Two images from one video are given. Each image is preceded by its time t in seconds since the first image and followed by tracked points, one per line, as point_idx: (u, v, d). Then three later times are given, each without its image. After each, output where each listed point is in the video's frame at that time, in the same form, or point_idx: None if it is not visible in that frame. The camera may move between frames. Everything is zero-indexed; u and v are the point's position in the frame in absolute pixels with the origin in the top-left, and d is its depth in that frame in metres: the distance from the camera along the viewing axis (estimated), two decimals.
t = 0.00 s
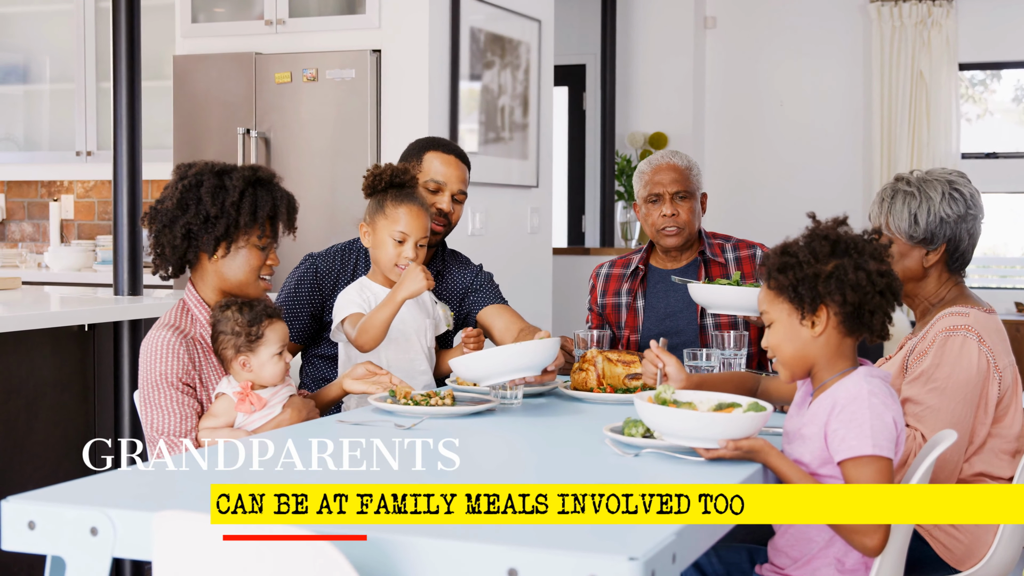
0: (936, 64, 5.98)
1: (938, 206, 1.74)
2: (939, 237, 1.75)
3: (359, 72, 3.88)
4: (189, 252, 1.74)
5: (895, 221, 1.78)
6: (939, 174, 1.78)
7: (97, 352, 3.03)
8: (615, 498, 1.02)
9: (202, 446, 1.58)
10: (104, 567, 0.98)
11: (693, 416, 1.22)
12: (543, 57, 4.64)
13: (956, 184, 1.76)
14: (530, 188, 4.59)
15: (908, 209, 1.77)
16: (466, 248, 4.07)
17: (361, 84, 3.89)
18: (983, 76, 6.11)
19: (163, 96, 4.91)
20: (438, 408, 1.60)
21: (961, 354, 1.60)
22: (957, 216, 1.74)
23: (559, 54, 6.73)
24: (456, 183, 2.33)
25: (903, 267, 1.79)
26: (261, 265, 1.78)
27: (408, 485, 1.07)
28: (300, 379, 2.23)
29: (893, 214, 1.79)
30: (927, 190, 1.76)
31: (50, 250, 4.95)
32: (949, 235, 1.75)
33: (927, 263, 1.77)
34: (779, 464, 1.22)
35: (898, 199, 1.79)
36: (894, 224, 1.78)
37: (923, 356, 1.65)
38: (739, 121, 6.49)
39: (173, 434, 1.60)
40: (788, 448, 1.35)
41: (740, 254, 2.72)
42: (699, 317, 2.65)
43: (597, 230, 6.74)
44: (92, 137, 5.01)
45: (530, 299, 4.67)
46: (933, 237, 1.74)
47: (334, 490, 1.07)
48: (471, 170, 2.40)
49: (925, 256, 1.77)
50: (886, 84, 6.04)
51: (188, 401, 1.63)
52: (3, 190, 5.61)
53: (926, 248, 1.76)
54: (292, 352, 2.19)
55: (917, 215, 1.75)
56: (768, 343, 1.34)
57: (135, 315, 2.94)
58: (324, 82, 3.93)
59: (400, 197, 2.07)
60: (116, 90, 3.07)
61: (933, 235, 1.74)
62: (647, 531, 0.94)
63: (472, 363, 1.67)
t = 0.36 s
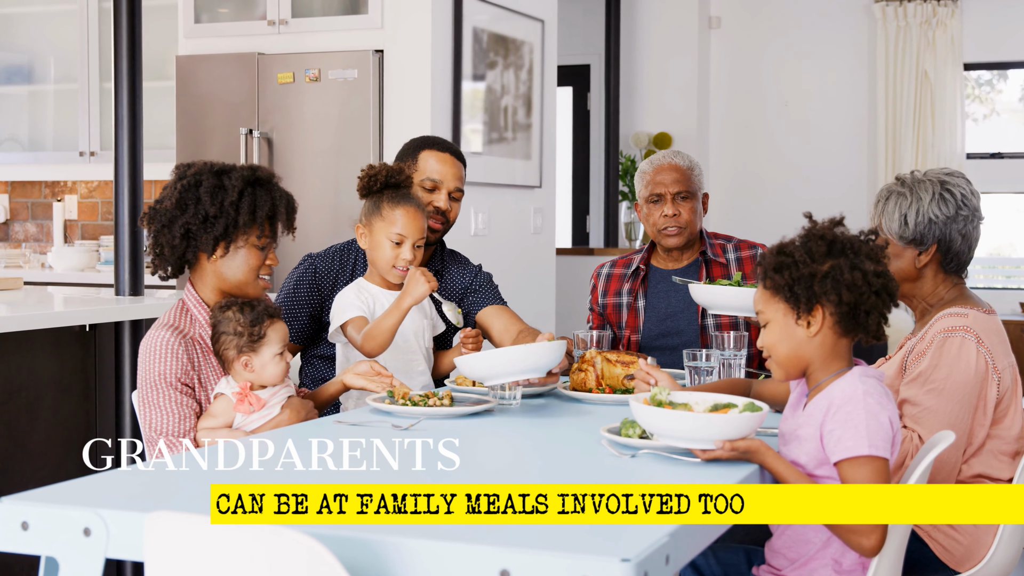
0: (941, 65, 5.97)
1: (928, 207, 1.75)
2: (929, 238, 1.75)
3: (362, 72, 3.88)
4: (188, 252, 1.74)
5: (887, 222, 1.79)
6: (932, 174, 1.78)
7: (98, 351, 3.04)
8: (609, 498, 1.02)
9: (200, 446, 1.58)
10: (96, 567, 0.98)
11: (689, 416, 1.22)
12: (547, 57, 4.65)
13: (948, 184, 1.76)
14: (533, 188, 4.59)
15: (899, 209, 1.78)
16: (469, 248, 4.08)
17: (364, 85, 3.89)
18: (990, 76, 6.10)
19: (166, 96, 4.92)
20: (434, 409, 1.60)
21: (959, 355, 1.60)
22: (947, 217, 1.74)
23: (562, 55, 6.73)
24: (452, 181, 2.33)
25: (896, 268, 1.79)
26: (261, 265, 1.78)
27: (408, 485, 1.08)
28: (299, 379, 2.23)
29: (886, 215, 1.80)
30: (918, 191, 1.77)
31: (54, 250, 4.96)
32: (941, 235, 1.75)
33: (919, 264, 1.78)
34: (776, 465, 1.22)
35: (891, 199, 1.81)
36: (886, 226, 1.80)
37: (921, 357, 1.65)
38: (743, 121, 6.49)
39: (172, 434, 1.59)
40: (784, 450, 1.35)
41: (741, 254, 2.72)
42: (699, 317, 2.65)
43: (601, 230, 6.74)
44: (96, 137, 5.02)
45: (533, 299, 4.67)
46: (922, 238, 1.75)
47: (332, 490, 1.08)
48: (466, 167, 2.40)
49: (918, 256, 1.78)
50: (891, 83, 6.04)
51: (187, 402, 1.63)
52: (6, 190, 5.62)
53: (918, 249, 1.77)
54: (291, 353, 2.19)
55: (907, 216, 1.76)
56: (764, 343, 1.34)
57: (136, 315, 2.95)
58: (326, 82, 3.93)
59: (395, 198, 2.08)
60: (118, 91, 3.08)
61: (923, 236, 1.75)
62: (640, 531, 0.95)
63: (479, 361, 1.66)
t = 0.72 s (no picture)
0: (945, 64, 5.96)
1: (930, 206, 1.75)
2: (931, 238, 1.75)
3: (364, 73, 3.89)
4: (187, 252, 1.75)
5: (887, 222, 1.79)
6: (933, 174, 1.78)
7: (99, 351, 3.05)
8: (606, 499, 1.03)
9: (199, 446, 1.58)
10: (90, 567, 0.98)
11: (686, 416, 1.23)
12: (550, 57, 4.65)
13: (949, 184, 1.76)
14: (536, 188, 4.59)
15: (900, 210, 1.78)
16: (472, 249, 4.09)
17: (366, 85, 3.90)
18: (996, 76, 6.09)
19: (169, 96, 4.93)
20: (432, 410, 1.60)
21: (957, 355, 1.60)
22: (949, 217, 1.74)
23: (566, 55, 6.73)
24: (449, 179, 2.34)
25: (897, 268, 1.79)
26: (260, 264, 1.79)
27: (408, 486, 1.08)
28: (298, 379, 2.23)
29: (886, 215, 1.80)
30: (919, 191, 1.77)
31: (57, 250, 4.96)
32: (944, 234, 1.75)
33: (921, 264, 1.78)
34: (773, 465, 1.22)
35: (892, 199, 1.81)
36: (888, 225, 1.79)
37: (919, 357, 1.66)
38: (747, 121, 6.49)
39: (172, 434, 1.60)
40: (780, 450, 1.35)
41: (742, 255, 2.71)
42: (700, 317, 2.65)
43: (605, 230, 6.74)
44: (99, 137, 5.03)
45: (536, 299, 4.67)
46: (924, 238, 1.75)
47: (332, 491, 1.08)
48: (462, 165, 2.41)
49: (920, 257, 1.78)
50: (896, 83, 6.03)
51: (187, 401, 1.63)
52: (10, 190, 5.62)
53: (920, 249, 1.77)
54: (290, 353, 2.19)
55: (908, 216, 1.76)
56: (759, 344, 1.34)
57: (137, 315, 2.95)
58: (329, 82, 3.94)
59: (393, 198, 2.10)
60: (119, 93, 3.09)
61: (925, 236, 1.75)
62: (634, 532, 0.95)
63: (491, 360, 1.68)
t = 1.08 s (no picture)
0: (951, 64, 5.95)
1: (948, 205, 1.74)
2: (949, 237, 1.75)
3: (367, 72, 3.89)
4: (188, 253, 1.75)
5: (904, 221, 1.77)
6: (944, 174, 1.77)
7: (100, 351, 3.05)
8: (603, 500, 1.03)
9: (199, 446, 1.58)
10: (84, 567, 0.99)
11: (683, 417, 1.23)
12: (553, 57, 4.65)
13: (962, 183, 1.76)
14: (539, 188, 4.60)
15: (917, 209, 1.76)
16: (474, 250, 4.09)
17: (368, 86, 3.90)
18: (1003, 76, 6.08)
19: (172, 96, 4.94)
20: (431, 411, 1.60)
21: (958, 355, 1.60)
22: (966, 216, 1.75)
23: (570, 54, 6.72)
24: (447, 178, 2.35)
25: (911, 268, 1.78)
26: (261, 261, 1.78)
27: (408, 485, 1.08)
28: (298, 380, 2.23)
29: (902, 214, 1.78)
30: (935, 190, 1.76)
31: (61, 250, 4.97)
32: (959, 234, 1.75)
33: (935, 264, 1.77)
34: (769, 466, 1.22)
35: (905, 198, 1.78)
36: (903, 223, 1.77)
37: (920, 357, 1.65)
38: (751, 121, 6.49)
39: (172, 433, 1.60)
40: (776, 452, 1.35)
41: (743, 255, 2.71)
42: (701, 318, 2.65)
43: (610, 230, 6.73)
44: (103, 137, 5.03)
45: (540, 299, 4.67)
46: (943, 237, 1.74)
47: (330, 492, 1.08)
48: (458, 164, 2.42)
49: (934, 256, 1.77)
50: (901, 82, 6.01)
51: (188, 401, 1.64)
52: (14, 191, 5.64)
53: (936, 249, 1.76)
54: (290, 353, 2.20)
55: (927, 215, 1.74)
56: (755, 345, 1.34)
57: (139, 315, 2.96)
58: (332, 82, 3.95)
59: (399, 198, 2.10)
60: (120, 94, 3.09)
61: (944, 235, 1.75)
62: (628, 532, 0.95)
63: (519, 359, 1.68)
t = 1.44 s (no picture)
0: (955, 64, 5.95)
1: (955, 205, 1.74)
2: (957, 237, 1.75)
3: (369, 73, 3.89)
4: (189, 255, 1.75)
5: (913, 221, 1.76)
6: (947, 173, 1.78)
7: (101, 352, 3.06)
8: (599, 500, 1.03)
9: (198, 447, 1.58)
10: (76, 569, 0.99)
11: (681, 416, 1.23)
12: (556, 58, 4.65)
13: (966, 183, 1.77)
14: (542, 188, 4.60)
15: (926, 209, 1.76)
16: (478, 250, 4.09)
17: (370, 85, 3.90)
18: (1009, 76, 6.07)
19: (175, 97, 4.94)
20: (433, 411, 1.60)
21: (958, 356, 1.60)
22: (973, 215, 1.75)
23: (575, 55, 6.72)
24: (444, 178, 2.35)
25: (919, 268, 1.78)
26: (262, 259, 1.79)
27: (408, 486, 1.08)
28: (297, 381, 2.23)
29: (910, 213, 1.77)
30: (941, 190, 1.76)
31: (64, 251, 4.97)
32: (966, 234, 1.75)
33: (942, 264, 1.77)
34: (767, 467, 1.22)
35: (912, 198, 1.78)
36: (912, 223, 1.76)
37: (920, 357, 1.65)
38: (755, 122, 6.48)
39: (172, 433, 1.60)
40: (774, 453, 1.35)
41: (745, 256, 2.71)
42: (703, 319, 2.65)
43: (614, 231, 6.73)
44: (106, 138, 5.03)
45: (543, 299, 4.67)
46: (952, 236, 1.74)
47: (330, 493, 1.08)
48: (454, 163, 2.42)
49: (941, 256, 1.77)
50: (906, 82, 6.01)
51: (187, 401, 1.64)
52: (18, 191, 5.66)
53: (943, 249, 1.76)
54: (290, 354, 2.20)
55: (937, 214, 1.74)
56: (754, 347, 1.34)
57: (140, 316, 2.96)
58: (334, 82, 3.94)
59: (401, 199, 2.11)
60: (121, 94, 3.11)
61: (952, 235, 1.74)
62: (622, 532, 0.95)
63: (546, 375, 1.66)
